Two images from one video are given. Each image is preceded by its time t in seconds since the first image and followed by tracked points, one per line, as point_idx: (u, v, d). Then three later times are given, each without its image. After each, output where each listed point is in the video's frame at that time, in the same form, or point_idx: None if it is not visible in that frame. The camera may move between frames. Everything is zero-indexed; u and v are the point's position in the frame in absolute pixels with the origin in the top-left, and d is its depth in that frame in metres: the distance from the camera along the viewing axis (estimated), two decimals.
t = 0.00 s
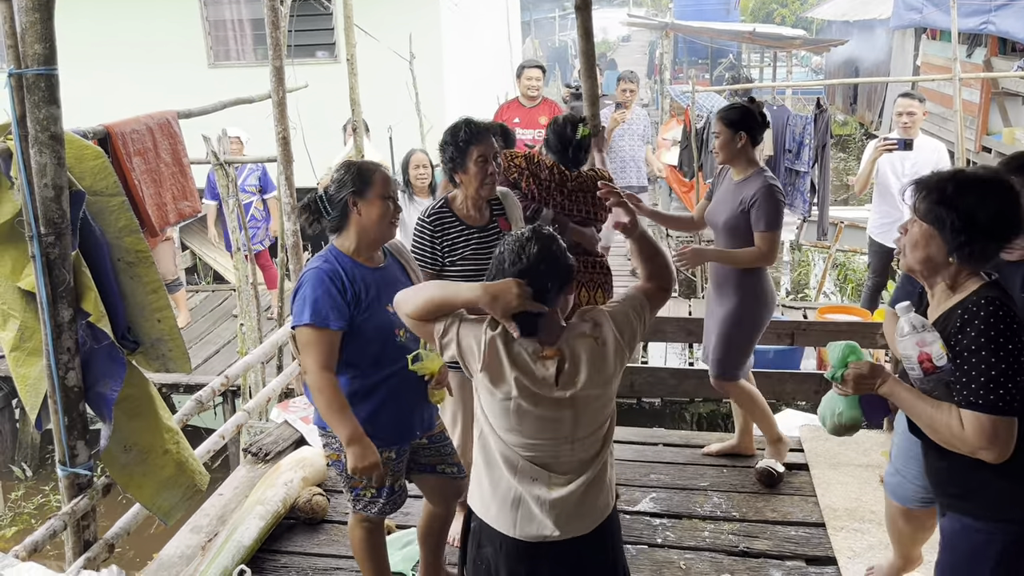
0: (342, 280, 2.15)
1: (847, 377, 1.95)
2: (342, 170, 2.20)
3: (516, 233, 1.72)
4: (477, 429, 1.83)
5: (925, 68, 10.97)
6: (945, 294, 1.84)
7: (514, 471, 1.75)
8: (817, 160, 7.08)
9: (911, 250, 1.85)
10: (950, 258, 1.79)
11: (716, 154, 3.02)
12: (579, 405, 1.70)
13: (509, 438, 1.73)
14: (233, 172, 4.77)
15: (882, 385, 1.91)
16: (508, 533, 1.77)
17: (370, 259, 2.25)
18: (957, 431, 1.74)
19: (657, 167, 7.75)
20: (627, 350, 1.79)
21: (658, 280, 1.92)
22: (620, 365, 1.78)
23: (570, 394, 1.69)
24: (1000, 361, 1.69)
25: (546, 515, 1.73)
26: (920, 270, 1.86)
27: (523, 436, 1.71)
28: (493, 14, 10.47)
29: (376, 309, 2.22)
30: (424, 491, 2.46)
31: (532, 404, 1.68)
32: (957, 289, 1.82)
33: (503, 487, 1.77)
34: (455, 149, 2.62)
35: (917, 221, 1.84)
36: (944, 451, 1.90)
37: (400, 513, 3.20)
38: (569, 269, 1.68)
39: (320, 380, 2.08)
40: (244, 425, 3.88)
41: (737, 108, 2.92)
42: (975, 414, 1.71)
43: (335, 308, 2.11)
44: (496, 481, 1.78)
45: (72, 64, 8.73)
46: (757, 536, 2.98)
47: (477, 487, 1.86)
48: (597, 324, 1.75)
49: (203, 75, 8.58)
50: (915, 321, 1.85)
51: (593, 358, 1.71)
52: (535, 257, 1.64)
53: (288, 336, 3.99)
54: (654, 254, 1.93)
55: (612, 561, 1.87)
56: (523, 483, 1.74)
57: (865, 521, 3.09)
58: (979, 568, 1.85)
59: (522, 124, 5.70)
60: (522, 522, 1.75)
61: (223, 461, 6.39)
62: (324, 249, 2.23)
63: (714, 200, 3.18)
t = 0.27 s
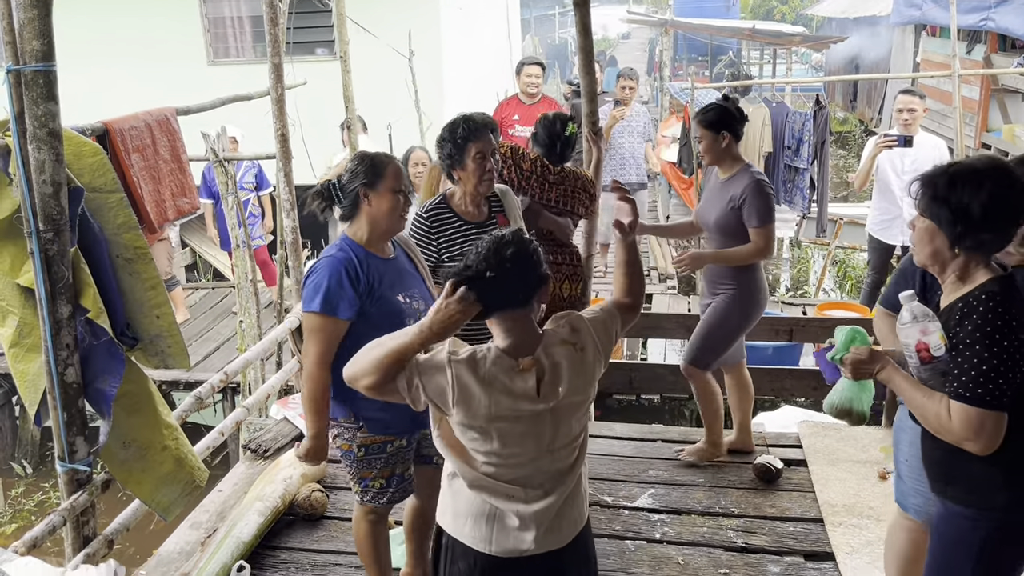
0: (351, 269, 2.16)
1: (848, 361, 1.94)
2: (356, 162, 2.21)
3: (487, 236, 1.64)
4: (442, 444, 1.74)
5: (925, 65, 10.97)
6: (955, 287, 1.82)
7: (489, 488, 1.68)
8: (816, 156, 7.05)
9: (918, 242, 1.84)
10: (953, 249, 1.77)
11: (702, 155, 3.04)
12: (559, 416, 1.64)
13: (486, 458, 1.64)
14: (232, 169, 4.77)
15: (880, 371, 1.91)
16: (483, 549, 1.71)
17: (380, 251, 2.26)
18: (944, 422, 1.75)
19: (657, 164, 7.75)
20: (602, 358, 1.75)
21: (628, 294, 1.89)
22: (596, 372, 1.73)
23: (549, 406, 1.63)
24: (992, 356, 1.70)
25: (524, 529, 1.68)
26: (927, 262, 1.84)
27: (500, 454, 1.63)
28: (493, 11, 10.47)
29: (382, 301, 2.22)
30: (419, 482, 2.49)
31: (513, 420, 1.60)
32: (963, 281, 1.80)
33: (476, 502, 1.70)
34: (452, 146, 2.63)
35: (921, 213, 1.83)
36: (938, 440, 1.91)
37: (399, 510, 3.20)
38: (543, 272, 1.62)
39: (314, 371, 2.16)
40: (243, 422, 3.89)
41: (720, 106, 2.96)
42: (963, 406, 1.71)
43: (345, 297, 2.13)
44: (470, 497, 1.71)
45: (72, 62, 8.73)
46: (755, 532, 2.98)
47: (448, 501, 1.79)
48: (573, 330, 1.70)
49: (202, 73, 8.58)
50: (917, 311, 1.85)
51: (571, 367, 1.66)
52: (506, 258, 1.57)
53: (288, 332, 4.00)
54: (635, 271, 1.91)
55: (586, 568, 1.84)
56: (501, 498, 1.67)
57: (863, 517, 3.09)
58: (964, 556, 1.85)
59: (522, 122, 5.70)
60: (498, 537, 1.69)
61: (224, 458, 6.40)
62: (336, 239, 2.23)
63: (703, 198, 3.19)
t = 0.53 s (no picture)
0: (374, 257, 2.16)
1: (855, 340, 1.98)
2: (369, 153, 2.22)
3: (474, 236, 1.62)
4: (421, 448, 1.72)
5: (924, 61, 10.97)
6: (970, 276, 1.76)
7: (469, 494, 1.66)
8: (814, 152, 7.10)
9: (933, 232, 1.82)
10: (961, 239, 1.74)
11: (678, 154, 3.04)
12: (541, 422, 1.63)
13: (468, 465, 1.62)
14: (231, 166, 4.77)
15: (883, 354, 1.93)
16: (464, 553, 1.69)
17: (399, 241, 2.26)
18: (932, 408, 1.76)
19: (656, 160, 7.75)
20: (585, 364, 1.74)
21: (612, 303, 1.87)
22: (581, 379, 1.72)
23: (529, 413, 1.61)
24: (983, 349, 1.66)
25: (506, 533, 1.67)
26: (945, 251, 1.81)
27: (480, 462, 1.61)
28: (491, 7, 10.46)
29: (405, 291, 2.23)
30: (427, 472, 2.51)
31: (493, 427, 1.58)
32: (975, 271, 1.75)
33: (457, 506, 1.69)
34: (447, 142, 2.63)
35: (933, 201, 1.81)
36: (935, 429, 1.91)
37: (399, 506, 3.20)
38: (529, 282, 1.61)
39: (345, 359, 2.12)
40: (243, 418, 3.89)
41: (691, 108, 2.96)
42: (949, 394, 1.71)
43: (369, 284, 2.14)
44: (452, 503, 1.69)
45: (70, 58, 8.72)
46: (755, 527, 2.99)
47: (429, 504, 1.77)
48: (558, 337, 1.68)
49: (200, 70, 8.57)
50: (920, 301, 1.90)
51: (553, 374, 1.64)
52: (495, 267, 1.55)
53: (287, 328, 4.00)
54: (618, 276, 1.88)
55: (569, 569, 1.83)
56: (482, 504, 1.65)
57: (863, 512, 3.09)
58: (942, 536, 1.88)
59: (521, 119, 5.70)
60: (479, 541, 1.68)
61: (223, 455, 6.40)
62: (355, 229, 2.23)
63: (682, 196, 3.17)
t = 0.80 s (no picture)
0: (394, 257, 2.15)
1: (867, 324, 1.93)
2: (376, 154, 2.22)
3: (468, 248, 1.54)
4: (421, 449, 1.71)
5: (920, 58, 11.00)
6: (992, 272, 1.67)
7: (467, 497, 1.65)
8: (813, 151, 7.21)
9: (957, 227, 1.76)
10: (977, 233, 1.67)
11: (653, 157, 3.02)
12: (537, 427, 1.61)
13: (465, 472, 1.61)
14: (231, 164, 4.76)
15: (889, 341, 1.87)
16: (464, 554, 1.69)
17: (413, 238, 2.26)
18: (927, 399, 1.72)
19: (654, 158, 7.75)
20: (584, 368, 1.70)
21: (616, 308, 1.84)
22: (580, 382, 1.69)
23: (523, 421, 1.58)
24: (984, 350, 1.60)
25: (505, 535, 1.66)
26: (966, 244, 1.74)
27: (477, 468, 1.60)
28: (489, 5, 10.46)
29: (426, 288, 2.24)
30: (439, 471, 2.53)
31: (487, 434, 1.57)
32: (990, 267, 1.68)
33: (458, 507, 1.69)
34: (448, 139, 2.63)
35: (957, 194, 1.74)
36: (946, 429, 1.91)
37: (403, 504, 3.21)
38: (522, 296, 1.54)
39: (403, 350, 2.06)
40: (244, 416, 3.89)
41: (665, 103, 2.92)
42: (942, 388, 1.67)
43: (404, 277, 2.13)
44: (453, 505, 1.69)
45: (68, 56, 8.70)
46: (757, 524, 2.99)
47: (432, 503, 1.77)
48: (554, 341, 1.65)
49: (198, 68, 8.55)
50: (930, 292, 1.90)
51: (548, 380, 1.61)
52: (486, 287, 1.49)
53: (289, 326, 4.01)
54: (621, 281, 1.84)
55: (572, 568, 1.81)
56: (481, 508, 1.64)
57: (865, 509, 3.10)
58: (932, 521, 1.86)
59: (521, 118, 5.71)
60: (478, 543, 1.67)
61: (223, 453, 6.40)
62: (368, 231, 2.21)
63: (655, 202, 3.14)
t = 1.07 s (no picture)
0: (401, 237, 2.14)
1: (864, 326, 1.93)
2: (364, 155, 2.18)
3: (467, 258, 1.53)
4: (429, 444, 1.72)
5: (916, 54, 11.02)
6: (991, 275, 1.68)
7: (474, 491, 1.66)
8: (810, 147, 7.17)
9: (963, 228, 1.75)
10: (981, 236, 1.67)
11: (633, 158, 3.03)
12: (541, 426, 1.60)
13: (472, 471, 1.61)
14: (229, 162, 4.75)
15: (888, 343, 1.88)
16: (473, 546, 1.70)
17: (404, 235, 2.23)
18: (912, 399, 1.75)
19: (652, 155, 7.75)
20: (586, 366, 1.70)
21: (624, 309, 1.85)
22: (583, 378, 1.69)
23: (525, 421, 1.58)
24: (965, 353, 1.61)
25: (514, 528, 1.66)
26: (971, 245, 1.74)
27: (483, 468, 1.60)
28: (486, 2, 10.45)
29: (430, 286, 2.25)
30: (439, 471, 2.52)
31: (490, 436, 1.56)
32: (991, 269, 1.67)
33: (467, 500, 1.69)
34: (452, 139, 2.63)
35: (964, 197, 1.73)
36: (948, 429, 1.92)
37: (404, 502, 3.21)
38: (525, 306, 1.53)
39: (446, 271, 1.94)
40: (244, 415, 3.88)
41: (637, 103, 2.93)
42: (924, 390, 1.70)
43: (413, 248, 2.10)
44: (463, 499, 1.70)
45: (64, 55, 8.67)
46: (758, 521, 3.00)
47: (442, 496, 1.78)
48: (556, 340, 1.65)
49: (194, 66, 8.53)
50: (924, 295, 1.91)
51: (549, 379, 1.61)
52: (486, 298, 1.48)
53: (288, 325, 4.00)
54: (627, 282, 1.86)
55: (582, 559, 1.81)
56: (490, 504, 1.65)
57: (866, 505, 3.11)
58: (934, 523, 1.87)
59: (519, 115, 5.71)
60: (488, 535, 1.68)
61: (222, 452, 6.39)
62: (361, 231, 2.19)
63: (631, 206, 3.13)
